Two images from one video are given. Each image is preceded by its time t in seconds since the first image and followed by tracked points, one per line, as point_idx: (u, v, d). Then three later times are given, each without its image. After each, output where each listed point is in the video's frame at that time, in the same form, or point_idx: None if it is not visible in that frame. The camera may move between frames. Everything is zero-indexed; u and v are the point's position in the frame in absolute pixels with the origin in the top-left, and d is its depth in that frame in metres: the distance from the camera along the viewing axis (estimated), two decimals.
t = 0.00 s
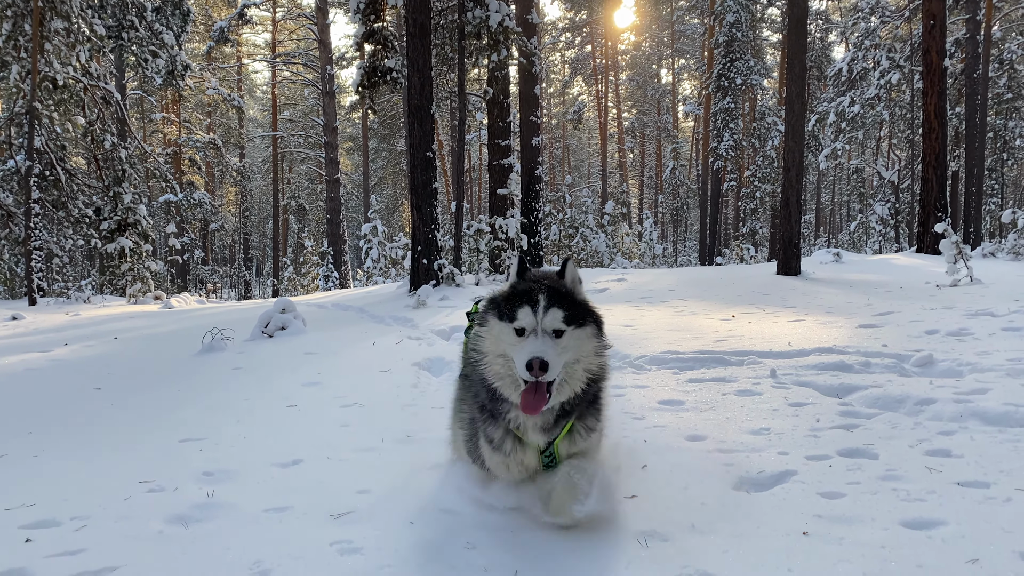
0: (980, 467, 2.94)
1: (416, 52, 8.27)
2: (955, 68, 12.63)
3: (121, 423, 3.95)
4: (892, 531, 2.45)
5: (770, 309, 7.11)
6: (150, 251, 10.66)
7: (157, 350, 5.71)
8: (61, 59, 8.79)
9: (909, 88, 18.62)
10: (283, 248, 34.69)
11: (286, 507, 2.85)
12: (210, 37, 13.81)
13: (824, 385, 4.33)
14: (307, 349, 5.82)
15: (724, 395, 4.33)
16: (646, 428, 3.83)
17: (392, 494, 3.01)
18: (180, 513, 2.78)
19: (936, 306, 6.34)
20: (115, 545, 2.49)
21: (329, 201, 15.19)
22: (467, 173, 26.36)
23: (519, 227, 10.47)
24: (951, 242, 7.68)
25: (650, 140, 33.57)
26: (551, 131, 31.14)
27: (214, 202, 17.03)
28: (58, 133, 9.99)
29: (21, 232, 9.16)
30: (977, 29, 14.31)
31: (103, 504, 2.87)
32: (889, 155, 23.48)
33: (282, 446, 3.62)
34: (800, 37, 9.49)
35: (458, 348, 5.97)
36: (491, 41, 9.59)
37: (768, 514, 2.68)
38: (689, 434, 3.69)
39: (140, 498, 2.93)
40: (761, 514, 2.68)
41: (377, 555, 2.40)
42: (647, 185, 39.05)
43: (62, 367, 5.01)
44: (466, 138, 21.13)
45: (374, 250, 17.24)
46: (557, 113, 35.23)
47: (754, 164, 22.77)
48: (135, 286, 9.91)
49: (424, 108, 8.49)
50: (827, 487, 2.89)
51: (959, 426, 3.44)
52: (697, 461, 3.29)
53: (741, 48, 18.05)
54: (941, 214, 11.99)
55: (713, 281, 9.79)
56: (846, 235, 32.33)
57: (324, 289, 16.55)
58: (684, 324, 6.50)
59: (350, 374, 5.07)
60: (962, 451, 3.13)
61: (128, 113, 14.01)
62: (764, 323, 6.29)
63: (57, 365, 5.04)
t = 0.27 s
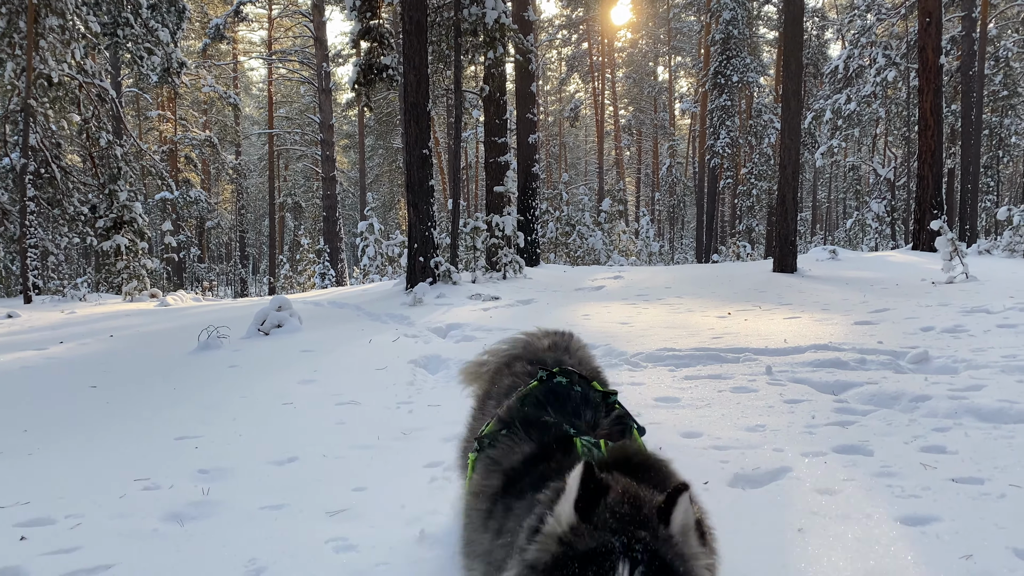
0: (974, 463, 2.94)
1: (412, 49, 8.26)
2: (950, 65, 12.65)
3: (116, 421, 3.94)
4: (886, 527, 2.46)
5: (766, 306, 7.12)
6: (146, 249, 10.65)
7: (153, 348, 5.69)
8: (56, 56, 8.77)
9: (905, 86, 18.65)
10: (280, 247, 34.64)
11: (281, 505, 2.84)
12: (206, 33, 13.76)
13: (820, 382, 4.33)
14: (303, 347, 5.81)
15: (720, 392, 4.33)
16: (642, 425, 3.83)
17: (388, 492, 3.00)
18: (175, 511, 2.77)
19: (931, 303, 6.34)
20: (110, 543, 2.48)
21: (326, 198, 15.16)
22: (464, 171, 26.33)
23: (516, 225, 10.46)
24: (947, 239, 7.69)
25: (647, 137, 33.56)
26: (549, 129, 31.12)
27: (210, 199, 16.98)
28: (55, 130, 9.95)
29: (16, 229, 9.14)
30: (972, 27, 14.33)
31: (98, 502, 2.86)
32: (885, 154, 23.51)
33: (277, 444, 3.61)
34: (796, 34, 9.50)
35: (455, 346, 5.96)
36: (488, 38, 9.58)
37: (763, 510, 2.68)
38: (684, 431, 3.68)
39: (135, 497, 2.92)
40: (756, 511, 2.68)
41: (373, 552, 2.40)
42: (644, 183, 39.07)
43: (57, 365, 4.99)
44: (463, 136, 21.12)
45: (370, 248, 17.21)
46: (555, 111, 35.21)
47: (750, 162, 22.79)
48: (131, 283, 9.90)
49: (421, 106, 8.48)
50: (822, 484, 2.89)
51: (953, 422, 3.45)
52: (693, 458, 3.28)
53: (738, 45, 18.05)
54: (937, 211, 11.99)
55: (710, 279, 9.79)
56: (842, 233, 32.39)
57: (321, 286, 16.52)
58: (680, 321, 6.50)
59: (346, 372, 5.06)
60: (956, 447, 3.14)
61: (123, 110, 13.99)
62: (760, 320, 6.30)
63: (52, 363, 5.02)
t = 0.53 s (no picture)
0: (966, 468, 2.97)
1: (409, 50, 8.24)
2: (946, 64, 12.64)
3: (116, 424, 3.96)
4: (878, 531, 2.49)
5: (762, 306, 7.14)
6: (144, 249, 10.61)
7: (152, 350, 5.70)
8: (53, 57, 8.74)
9: (901, 84, 18.65)
10: (277, 245, 34.56)
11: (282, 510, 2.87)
12: (203, 32, 13.69)
13: (815, 384, 4.35)
14: (301, 348, 5.82)
15: (715, 394, 4.34)
16: (638, 428, 3.83)
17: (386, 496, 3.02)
18: (176, 516, 2.79)
19: (926, 304, 6.37)
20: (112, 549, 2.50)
21: (323, 197, 15.13)
22: (461, 168, 26.28)
23: (513, 225, 10.44)
24: (942, 239, 7.72)
25: (645, 135, 33.53)
26: (546, 127, 31.06)
27: (207, 199, 16.91)
28: (52, 130, 9.90)
29: (14, 230, 9.14)
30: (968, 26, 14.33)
31: (100, 507, 2.88)
32: (882, 151, 23.52)
33: (276, 448, 3.63)
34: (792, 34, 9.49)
35: (452, 347, 5.96)
36: (485, 38, 9.56)
37: (757, 515, 2.71)
38: (680, 434, 3.69)
39: (137, 502, 2.94)
40: (750, 516, 2.70)
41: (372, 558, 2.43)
42: (642, 180, 39.00)
43: (57, 367, 5.00)
44: (460, 135, 21.09)
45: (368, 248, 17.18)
46: (552, 109, 35.11)
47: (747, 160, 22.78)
48: (128, 284, 9.87)
49: (418, 106, 8.45)
50: (815, 488, 2.92)
51: (946, 426, 3.48)
52: (688, 461, 3.30)
53: (735, 44, 18.04)
54: (933, 211, 12.01)
55: (707, 278, 9.80)
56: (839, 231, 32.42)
57: (318, 285, 16.50)
58: (676, 322, 6.52)
59: (344, 374, 5.07)
60: (947, 451, 3.17)
61: (120, 110, 13.93)
62: (756, 321, 6.32)
63: (51, 366, 5.03)
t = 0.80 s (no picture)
0: (954, 476, 3.01)
1: (406, 53, 8.22)
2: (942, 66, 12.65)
3: (117, 432, 3.99)
4: (866, 541, 2.53)
5: (757, 309, 7.17)
6: (143, 251, 10.53)
7: (151, 355, 5.71)
8: (51, 59, 8.73)
9: (898, 83, 18.64)
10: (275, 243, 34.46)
11: (280, 520, 2.89)
12: (199, 34, 13.62)
13: (808, 390, 4.38)
14: (300, 353, 5.84)
15: (710, 401, 4.37)
16: (633, 435, 3.86)
17: (382, 505, 3.05)
18: (176, 526, 2.82)
19: (920, 307, 6.41)
20: (112, 559, 2.53)
21: (320, 198, 15.09)
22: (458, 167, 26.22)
23: (511, 226, 10.44)
24: (936, 242, 7.76)
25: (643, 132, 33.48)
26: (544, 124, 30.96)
27: (205, 199, 16.87)
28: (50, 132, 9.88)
29: (12, 231, 9.12)
30: (964, 26, 14.33)
31: (102, 516, 2.90)
32: (880, 150, 23.50)
33: (275, 456, 3.65)
34: (788, 37, 9.50)
35: (449, 351, 5.99)
36: (482, 41, 9.55)
37: (748, 525, 2.74)
38: (673, 442, 3.72)
39: (138, 511, 2.96)
40: (741, 525, 2.74)
41: (367, 569, 2.46)
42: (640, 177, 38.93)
43: (57, 372, 5.02)
44: (457, 134, 21.05)
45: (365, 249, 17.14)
46: (550, 107, 35.01)
47: (745, 159, 22.76)
48: (127, 286, 9.83)
49: (416, 109, 8.44)
50: (806, 497, 2.95)
51: (935, 434, 3.51)
52: (681, 470, 3.33)
53: (732, 44, 18.02)
54: (928, 212, 12.03)
55: (703, 279, 9.83)
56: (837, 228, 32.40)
57: (316, 286, 16.48)
58: (672, 326, 6.54)
59: (343, 379, 5.10)
60: (936, 460, 3.20)
61: (116, 112, 13.88)
62: (751, 325, 6.35)
63: (51, 371, 5.04)
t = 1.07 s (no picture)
0: (950, 472, 3.01)
1: (405, 50, 8.20)
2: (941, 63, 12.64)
3: (116, 429, 3.98)
4: (862, 536, 2.53)
5: (756, 307, 7.17)
6: (141, 249, 10.52)
7: (150, 353, 5.71)
8: (49, 57, 8.74)
9: (897, 80, 18.63)
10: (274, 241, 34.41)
11: (278, 516, 2.89)
12: (197, 31, 13.60)
13: (806, 387, 4.38)
14: (299, 351, 5.84)
15: (707, 398, 4.37)
16: (630, 432, 3.86)
17: (380, 501, 3.06)
18: (176, 523, 2.82)
19: (918, 304, 6.41)
20: (112, 555, 2.53)
21: (318, 196, 15.08)
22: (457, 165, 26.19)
23: (510, 224, 10.43)
24: (935, 239, 7.75)
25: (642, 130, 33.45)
26: (543, 122, 30.91)
27: (203, 197, 16.86)
28: (48, 131, 9.87)
29: (10, 229, 9.14)
30: (963, 23, 14.32)
31: (102, 513, 2.91)
32: (879, 148, 23.49)
33: (274, 453, 3.66)
34: (787, 34, 9.48)
35: (447, 349, 5.99)
36: (480, 39, 9.53)
37: (745, 521, 2.74)
38: (671, 438, 3.72)
39: (137, 508, 2.97)
40: (738, 521, 2.75)
41: (365, 565, 2.46)
42: (640, 175, 38.89)
43: (56, 370, 5.02)
44: (456, 132, 21.01)
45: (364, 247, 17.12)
46: (549, 105, 34.96)
47: (744, 157, 22.74)
48: (125, 284, 9.83)
49: (414, 107, 8.42)
50: (803, 493, 2.96)
51: (932, 430, 3.52)
52: (678, 466, 3.34)
53: (731, 41, 18.01)
54: (927, 210, 12.04)
55: (702, 277, 9.84)
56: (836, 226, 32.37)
57: (315, 284, 16.46)
58: (671, 323, 6.54)
59: (342, 377, 5.10)
60: (933, 456, 3.21)
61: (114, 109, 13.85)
62: (749, 323, 6.35)
63: (50, 369, 5.04)
